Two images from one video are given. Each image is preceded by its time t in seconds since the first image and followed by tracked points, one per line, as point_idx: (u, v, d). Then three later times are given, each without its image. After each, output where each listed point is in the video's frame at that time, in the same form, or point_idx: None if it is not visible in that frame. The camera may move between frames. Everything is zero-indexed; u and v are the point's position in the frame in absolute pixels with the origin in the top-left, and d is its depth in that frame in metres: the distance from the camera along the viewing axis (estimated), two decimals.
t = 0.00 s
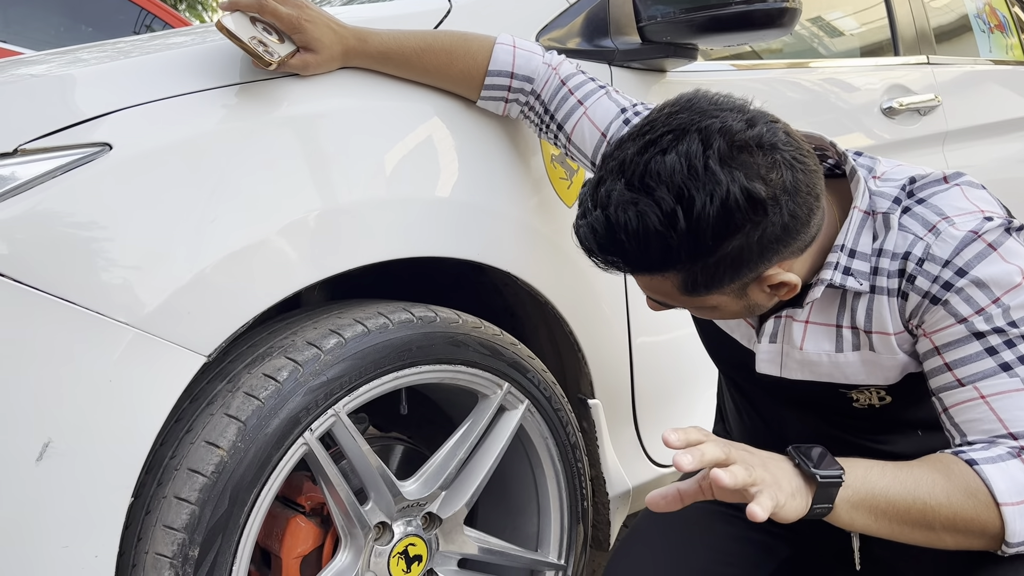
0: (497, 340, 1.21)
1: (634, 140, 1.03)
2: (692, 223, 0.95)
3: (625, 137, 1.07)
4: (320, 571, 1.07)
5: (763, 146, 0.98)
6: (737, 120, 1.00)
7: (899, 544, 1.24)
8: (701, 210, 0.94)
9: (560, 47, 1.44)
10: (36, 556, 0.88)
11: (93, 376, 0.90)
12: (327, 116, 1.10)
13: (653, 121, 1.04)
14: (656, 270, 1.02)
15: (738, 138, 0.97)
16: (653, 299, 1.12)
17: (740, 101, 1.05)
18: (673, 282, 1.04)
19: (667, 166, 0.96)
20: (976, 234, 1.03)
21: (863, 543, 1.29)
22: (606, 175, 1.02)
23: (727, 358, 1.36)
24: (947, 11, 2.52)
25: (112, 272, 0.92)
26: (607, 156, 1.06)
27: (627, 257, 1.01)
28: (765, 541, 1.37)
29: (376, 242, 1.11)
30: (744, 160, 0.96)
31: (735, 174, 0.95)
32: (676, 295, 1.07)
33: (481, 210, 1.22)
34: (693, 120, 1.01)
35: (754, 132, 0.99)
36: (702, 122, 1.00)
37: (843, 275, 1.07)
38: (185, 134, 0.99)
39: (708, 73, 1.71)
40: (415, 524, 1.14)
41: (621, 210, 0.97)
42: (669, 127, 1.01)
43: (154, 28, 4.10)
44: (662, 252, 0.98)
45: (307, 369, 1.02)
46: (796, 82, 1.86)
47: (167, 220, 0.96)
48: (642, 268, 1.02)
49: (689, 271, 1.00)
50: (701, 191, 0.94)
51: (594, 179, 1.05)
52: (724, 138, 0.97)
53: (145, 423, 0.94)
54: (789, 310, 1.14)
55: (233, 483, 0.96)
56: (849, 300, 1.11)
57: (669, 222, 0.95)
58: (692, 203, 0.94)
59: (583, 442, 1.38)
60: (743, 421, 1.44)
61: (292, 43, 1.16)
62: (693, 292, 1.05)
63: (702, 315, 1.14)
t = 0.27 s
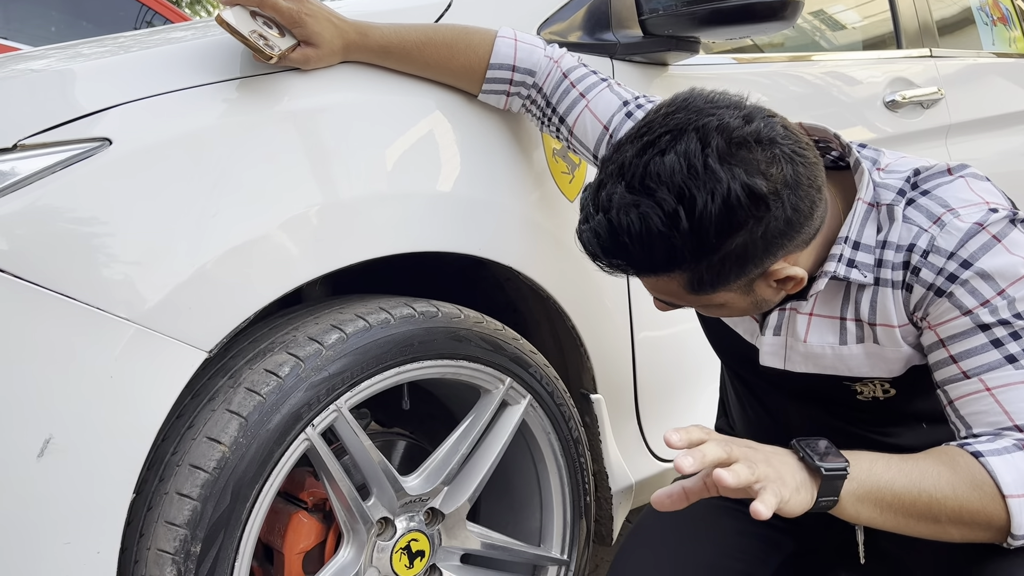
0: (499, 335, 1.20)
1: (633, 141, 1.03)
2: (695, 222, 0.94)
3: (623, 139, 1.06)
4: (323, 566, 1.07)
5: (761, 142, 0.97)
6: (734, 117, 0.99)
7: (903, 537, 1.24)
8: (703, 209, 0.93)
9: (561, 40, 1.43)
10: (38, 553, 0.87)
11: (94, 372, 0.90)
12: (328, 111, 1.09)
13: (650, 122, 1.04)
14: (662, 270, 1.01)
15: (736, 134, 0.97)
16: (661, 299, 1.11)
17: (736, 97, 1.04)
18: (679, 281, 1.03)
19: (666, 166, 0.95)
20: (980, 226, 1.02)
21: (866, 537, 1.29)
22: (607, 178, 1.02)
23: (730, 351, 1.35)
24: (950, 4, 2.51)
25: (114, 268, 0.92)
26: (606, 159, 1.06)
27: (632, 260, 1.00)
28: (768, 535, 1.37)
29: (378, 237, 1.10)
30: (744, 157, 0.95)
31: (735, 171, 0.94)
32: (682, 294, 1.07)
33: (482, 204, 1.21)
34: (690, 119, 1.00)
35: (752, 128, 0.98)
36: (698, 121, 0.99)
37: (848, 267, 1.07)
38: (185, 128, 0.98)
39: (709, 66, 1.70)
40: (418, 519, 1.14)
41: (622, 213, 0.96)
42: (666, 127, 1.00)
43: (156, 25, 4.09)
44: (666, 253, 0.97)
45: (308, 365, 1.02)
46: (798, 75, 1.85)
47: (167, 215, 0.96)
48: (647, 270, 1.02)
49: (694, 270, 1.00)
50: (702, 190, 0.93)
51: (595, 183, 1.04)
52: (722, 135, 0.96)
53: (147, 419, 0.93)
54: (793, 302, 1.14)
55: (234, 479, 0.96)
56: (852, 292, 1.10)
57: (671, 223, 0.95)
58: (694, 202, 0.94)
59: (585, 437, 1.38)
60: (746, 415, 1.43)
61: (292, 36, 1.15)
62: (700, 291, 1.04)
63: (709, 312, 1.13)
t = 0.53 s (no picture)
0: (497, 331, 1.19)
1: (636, 128, 1.01)
2: (703, 205, 0.93)
3: (626, 128, 1.05)
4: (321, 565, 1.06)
5: (767, 126, 0.97)
6: (738, 102, 0.99)
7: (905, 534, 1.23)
8: (710, 192, 0.92)
9: (559, 34, 1.42)
10: (33, 552, 0.87)
11: (89, 370, 0.89)
12: (325, 106, 1.08)
13: (653, 109, 1.03)
14: (668, 258, 0.99)
15: (742, 119, 0.96)
16: (664, 293, 1.10)
17: (739, 84, 1.04)
18: (684, 271, 1.02)
19: (672, 151, 0.94)
20: (983, 219, 1.02)
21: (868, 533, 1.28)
22: (610, 166, 1.00)
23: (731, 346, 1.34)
24: None
25: (110, 266, 0.91)
26: (609, 148, 1.04)
27: (637, 248, 0.98)
28: (770, 531, 1.36)
29: (375, 233, 1.09)
30: (750, 140, 0.95)
31: (742, 153, 0.93)
32: (686, 284, 1.05)
33: (480, 199, 1.20)
34: (695, 104, 0.99)
35: (757, 112, 0.98)
36: (703, 106, 0.98)
37: (849, 261, 1.06)
38: (180, 124, 0.97)
39: (710, 60, 1.69)
40: (416, 517, 1.13)
41: (628, 198, 0.94)
42: (670, 114, 0.99)
43: (154, 20, 4.07)
44: (673, 239, 0.96)
45: (305, 362, 1.01)
46: (800, 69, 1.83)
47: (162, 211, 0.95)
48: (653, 258, 1.00)
49: (701, 257, 0.98)
50: (710, 172, 0.92)
51: (597, 172, 1.03)
52: (728, 119, 0.96)
53: (142, 418, 0.93)
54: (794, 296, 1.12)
55: (231, 477, 0.95)
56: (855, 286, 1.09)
57: (678, 206, 0.93)
58: (701, 184, 0.92)
59: (585, 433, 1.37)
60: (746, 411, 1.42)
61: (287, 30, 1.14)
62: (705, 281, 1.02)
63: (711, 306, 1.12)
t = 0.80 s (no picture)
0: (496, 327, 1.19)
1: (643, 115, 1.00)
2: (718, 186, 0.91)
3: (630, 117, 1.04)
4: (320, 562, 1.06)
5: (775, 108, 0.96)
6: (745, 85, 0.98)
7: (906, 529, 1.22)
8: (726, 172, 0.91)
9: (557, 28, 1.43)
10: (30, 549, 0.87)
11: (85, 367, 0.89)
12: (322, 101, 1.08)
13: (658, 96, 1.02)
14: (681, 245, 0.97)
15: (750, 101, 0.95)
16: (672, 286, 1.07)
17: (743, 70, 1.04)
18: (696, 260, 0.99)
19: (684, 133, 0.93)
20: (987, 212, 1.01)
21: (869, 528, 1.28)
22: (618, 153, 0.99)
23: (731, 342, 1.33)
24: None
25: (110, 263, 0.90)
26: (614, 137, 1.03)
27: (650, 235, 0.96)
28: (771, 526, 1.35)
29: (373, 229, 1.09)
30: (761, 121, 0.94)
31: (755, 133, 0.92)
32: (697, 275, 1.03)
33: (478, 195, 1.20)
34: (701, 89, 0.98)
35: (766, 95, 0.97)
36: (710, 89, 0.97)
37: (851, 253, 1.05)
38: (176, 119, 0.97)
39: (710, 54, 1.68)
40: (415, 513, 1.13)
41: (641, 182, 0.93)
42: (677, 99, 0.98)
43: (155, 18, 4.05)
44: (687, 223, 0.94)
45: (303, 358, 1.00)
46: (800, 63, 1.83)
47: (159, 207, 0.94)
48: (665, 246, 0.97)
49: (715, 243, 0.96)
50: (725, 152, 0.91)
51: (604, 162, 1.01)
52: (738, 102, 0.95)
53: (139, 415, 0.92)
54: (795, 290, 1.12)
55: (229, 473, 0.95)
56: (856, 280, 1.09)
57: (693, 189, 0.91)
58: (716, 165, 0.91)
59: (585, 429, 1.37)
60: (745, 406, 1.42)
61: (284, 25, 1.13)
62: (717, 270, 1.00)
63: (720, 300, 1.09)
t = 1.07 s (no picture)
0: (494, 324, 1.19)
1: (644, 106, 1.00)
2: (723, 174, 0.91)
3: (630, 109, 1.03)
4: (319, 558, 1.06)
5: (777, 96, 0.96)
6: (746, 74, 0.98)
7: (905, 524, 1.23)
8: (730, 159, 0.90)
9: (556, 24, 1.43)
10: (29, 546, 0.87)
11: (84, 363, 0.89)
12: (320, 97, 1.07)
13: (658, 87, 1.01)
14: (685, 235, 0.96)
15: (752, 89, 0.95)
16: (675, 280, 1.07)
17: (741, 60, 1.04)
18: (700, 251, 0.99)
19: (686, 122, 0.92)
20: (987, 207, 1.01)
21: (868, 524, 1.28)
22: (619, 144, 0.98)
23: (730, 338, 1.33)
24: None
25: (109, 261, 0.91)
26: (615, 129, 1.02)
27: (654, 226, 0.96)
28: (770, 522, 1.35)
29: (371, 225, 1.09)
30: (763, 109, 0.94)
31: (758, 121, 0.92)
32: (700, 268, 1.02)
33: (477, 191, 1.20)
34: (702, 79, 0.98)
35: (767, 83, 0.97)
36: (711, 79, 0.97)
37: (850, 248, 1.05)
38: (173, 116, 0.97)
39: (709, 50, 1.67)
40: (414, 509, 1.13)
41: (644, 172, 0.92)
42: (677, 89, 0.98)
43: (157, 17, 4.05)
44: (692, 212, 0.93)
45: (301, 355, 1.01)
46: (800, 59, 1.82)
47: (157, 204, 0.94)
48: (669, 237, 0.97)
49: (719, 232, 0.96)
50: (728, 140, 0.91)
51: (605, 154, 1.00)
52: (740, 90, 0.95)
53: (137, 412, 0.92)
54: (794, 285, 1.11)
55: (228, 470, 0.95)
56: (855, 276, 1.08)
57: (697, 177, 0.91)
58: (720, 153, 0.91)
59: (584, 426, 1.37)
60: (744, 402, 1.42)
61: (282, 22, 1.13)
62: (721, 261, 1.00)
63: (724, 294, 1.08)
